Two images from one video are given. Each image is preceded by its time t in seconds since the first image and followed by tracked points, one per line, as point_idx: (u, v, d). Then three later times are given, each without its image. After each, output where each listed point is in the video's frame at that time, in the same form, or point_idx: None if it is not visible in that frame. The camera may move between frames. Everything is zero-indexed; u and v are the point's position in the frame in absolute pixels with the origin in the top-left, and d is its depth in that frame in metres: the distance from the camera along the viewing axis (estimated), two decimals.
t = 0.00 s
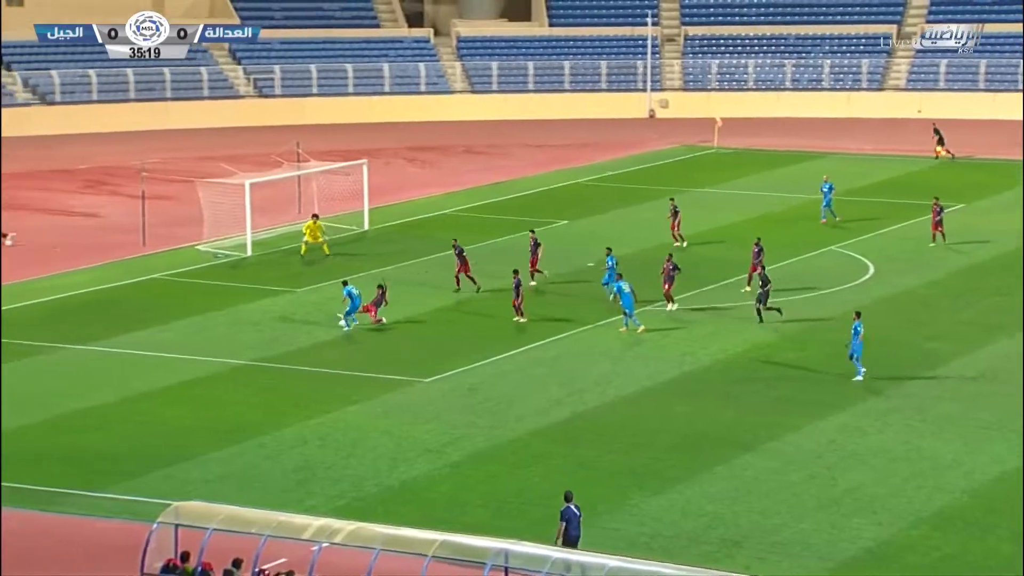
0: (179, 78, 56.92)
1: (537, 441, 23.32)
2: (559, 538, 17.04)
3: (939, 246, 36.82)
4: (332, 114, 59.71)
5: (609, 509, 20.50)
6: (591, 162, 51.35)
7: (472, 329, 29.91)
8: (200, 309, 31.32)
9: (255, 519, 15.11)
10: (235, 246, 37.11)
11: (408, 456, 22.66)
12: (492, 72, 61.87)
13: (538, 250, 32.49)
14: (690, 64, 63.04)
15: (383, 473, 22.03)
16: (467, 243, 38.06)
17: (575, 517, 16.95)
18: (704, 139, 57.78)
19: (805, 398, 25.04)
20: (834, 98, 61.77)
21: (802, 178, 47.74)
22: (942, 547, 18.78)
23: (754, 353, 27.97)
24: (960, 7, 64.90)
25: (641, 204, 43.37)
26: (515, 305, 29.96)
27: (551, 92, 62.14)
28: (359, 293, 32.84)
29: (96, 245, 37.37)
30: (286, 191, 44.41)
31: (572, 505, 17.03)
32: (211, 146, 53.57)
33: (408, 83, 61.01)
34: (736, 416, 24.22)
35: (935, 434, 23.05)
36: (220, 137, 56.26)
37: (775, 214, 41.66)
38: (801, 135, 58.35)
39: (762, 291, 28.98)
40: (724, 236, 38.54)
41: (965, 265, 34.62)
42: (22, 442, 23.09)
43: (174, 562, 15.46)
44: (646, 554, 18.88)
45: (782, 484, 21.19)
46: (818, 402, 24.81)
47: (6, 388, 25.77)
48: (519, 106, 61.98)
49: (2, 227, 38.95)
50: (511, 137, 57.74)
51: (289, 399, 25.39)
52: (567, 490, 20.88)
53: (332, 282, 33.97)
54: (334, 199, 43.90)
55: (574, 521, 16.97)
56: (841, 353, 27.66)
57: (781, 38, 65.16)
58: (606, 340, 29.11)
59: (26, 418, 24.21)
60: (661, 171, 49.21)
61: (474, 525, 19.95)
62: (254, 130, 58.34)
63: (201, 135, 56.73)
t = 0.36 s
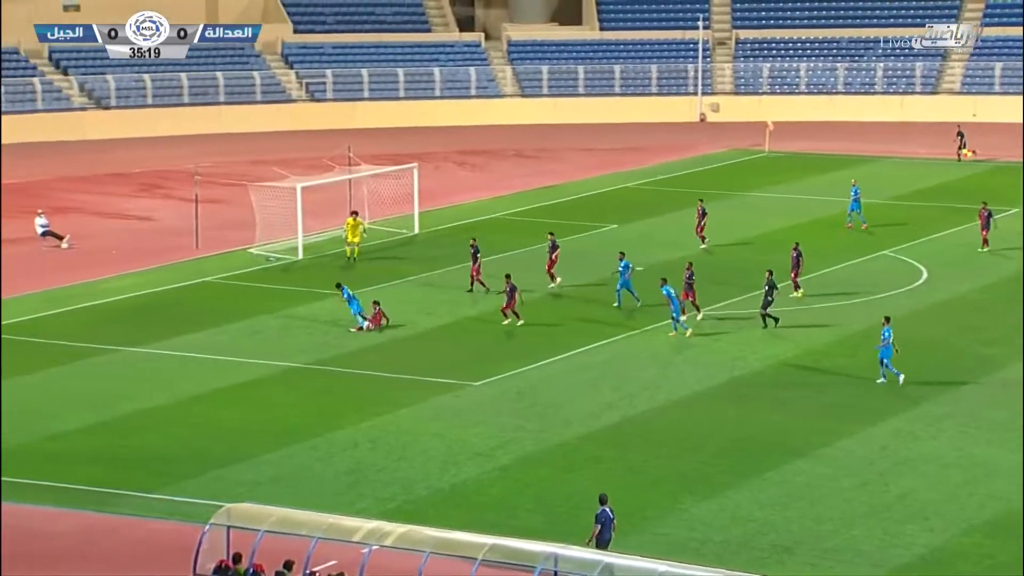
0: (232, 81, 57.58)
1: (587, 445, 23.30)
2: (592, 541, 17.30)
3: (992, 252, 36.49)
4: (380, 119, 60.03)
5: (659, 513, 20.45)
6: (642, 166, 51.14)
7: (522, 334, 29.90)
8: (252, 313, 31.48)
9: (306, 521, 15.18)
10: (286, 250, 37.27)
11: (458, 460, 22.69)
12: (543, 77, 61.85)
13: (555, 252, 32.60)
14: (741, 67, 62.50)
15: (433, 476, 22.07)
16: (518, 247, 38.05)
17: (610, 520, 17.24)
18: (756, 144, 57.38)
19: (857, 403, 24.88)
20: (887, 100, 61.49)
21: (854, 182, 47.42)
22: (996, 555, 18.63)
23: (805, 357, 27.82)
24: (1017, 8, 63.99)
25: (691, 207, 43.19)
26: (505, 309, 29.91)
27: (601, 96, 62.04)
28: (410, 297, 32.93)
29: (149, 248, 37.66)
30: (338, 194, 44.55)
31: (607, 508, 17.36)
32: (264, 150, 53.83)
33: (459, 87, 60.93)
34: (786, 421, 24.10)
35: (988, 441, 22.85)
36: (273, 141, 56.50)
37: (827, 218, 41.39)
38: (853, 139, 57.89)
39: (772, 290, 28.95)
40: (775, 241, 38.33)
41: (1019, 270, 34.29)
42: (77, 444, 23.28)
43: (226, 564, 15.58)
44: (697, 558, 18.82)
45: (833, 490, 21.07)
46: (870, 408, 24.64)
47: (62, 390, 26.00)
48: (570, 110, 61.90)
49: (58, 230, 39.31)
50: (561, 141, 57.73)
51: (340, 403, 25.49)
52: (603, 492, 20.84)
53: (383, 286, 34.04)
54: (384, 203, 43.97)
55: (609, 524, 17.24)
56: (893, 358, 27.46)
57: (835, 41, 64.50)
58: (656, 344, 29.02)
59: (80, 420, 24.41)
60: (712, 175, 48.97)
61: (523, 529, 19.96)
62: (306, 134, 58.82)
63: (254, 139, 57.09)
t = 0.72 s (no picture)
0: (276, 85, 57.77)
1: (629, 448, 23.24)
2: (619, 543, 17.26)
3: None
4: (424, 120, 60.15)
5: (702, 516, 20.36)
6: (685, 168, 51.11)
7: (563, 336, 29.90)
8: (295, 314, 31.61)
9: (348, 522, 15.23)
10: (329, 251, 37.40)
11: (500, 462, 22.69)
12: (585, 79, 61.72)
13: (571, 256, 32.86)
14: (784, 69, 62.27)
15: (475, 478, 22.07)
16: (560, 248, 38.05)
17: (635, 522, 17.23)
18: (799, 145, 57.24)
19: (901, 408, 24.71)
20: (931, 103, 61.06)
21: (899, 184, 47.16)
22: None
23: (849, 361, 27.67)
24: None
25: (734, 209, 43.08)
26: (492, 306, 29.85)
27: (643, 99, 61.74)
28: (451, 298, 33.00)
29: (193, 249, 37.86)
30: (379, 196, 44.71)
31: (633, 511, 17.36)
32: (307, 152, 54.11)
33: (501, 89, 61.01)
34: (830, 425, 23.96)
35: None
36: (317, 143, 56.72)
37: (870, 221, 41.17)
38: (896, 140, 57.70)
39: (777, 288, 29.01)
40: (818, 243, 38.17)
41: None
42: (122, 445, 23.43)
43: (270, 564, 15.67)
44: (739, 562, 18.74)
45: (877, 494, 20.93)
46: (914, 411, 24.47)
47: (107, 391, 26.18)
48: (611, 112, 61.74)
49: (102, 231, 39.65)
50: (603, 143, 57.71)
51: (382, 404, 25.56)
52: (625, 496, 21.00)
53: (424, 287, 34.14)
54: (426, 204, 44.06)
55: (635, 526, 17.25)
56: (938, 361, 27.27)
57: (880, 44, 64.08)
58: (698, 347, 28.94)
59: (125, 420, 24.58)
60: (754, 177, 48.88)
61: (565, 531, 19.94)
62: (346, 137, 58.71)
63: (297, 141, 57.32)
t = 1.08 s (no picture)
0: (304, 87, 57.95)
1: (655, 450, 23.21)
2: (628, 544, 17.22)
3: None
4: (452, 122, 60.07)
5: (728, 519, 20.32)
6: (711, 170, 51.09)
7: (589, 338, 29.87)
8: (320, 315, 31.68)
9: (374, 524, 15.27)
10: (355, 253, 37.47)
11: (525, 463, 22.69)
12: (611, 81, 61.60)
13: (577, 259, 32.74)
14: (811, 70, 61.88)
15: (500, 480, 22.08)
16: (587, 250, 38.04)
17: (643, 523, 17.16)
18: (826, 147, 57.06)
19: (928, 410, 24.60)
20: (961, 104, 60.74)
21: (927, 186, 47.00)
22: None
23: (876, 363, 27.58)
24: None
25: (761, 211, 43.00)
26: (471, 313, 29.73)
27: (670, 101, 61.63)
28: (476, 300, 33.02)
29: (220, 251, 37.98)
30: (406, 198, 44.80)
31: (639, 511, 17.26)
32: (334, 153, 54.26)
33: (527, 91, 61.13)
34: (856, 428, 23.88)
35: None
36: (344, 144, 56.84)
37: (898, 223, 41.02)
38: (923, 142, 57.48)
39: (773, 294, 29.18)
40: (845, 245, 38.06)
41: None
42: (149, 445, 23.53)
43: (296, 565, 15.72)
44: (765, 564, 18.69)
45: (904, 498, 20.85)
46: (942, 414, 24.37)
47: (134, 391, 26.30)
48: (638, 114, 61.53)
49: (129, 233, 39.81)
50: (630, 145, 57.65)
51: (408, 405, 25.60)
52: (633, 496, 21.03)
53: (450, 288, 34.17)
54: (453, 205, 44.09)
55: (641, 526, 17.17)
56: (965, 364, 27.15)
57: (907, 48, 63.84)
58: (724, 349, 28.87)
59: (152, 421, 24.68)
60: (782, 179, 48.86)
61: (591, 533, 19.92)
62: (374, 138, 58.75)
63: (323, 143, 57.36)
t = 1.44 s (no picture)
0: (320, 89, 58.03)
1: (671, 452, 23.18)
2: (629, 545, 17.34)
3: None
4: (469, 123, 60.09)
5: (744, 521, 20.29)
6: (728, 172, 51.01)
7: (604, 340, 29.83)
8: (336, 317, 31.71)
9: (391, 525, 15.27)
10: (370, 254, 37.49)
11: (541, 465, 22.69)
12: (628, 81, 61.77)
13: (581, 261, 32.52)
14: (828, 73, 61.71)
15: (516, 481, 22.08)
16: (602, 252, 38.01)
17: (646, 524, 17.29)
18: (843, 149, 56.89)
19: (945, 413, 24.53)
20: (979, 106, 60.31)
21: (944, 188, 46.83)
22: None
23: (892, 366, 27.50)
24: None
25: (777, 213, 42.92)
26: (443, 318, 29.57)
27: (687, 101, 61.56)
28: (492, 302, 33.01)
29: (237, 252, 38.07)
30: (421, 199, 44.79)
31: (642, 512, 17.41)
32: (349, 156, 54.23)
33: (543, 93, 61.29)
34: (873, 430, 23.82)
35: None
36: (360, 146, 56.85)
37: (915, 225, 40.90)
38: (941, 144, 57.27)
39: (770, 299, 29.23)
40: (862, 247, 37.95)
41: None
42: (166, 446, 23.58)
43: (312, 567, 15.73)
44: (782, 567, 18.66)
45: (921, 500, 20.79)
46: (958, 417, 24.29)
47: (151, 393, 26.37)
48: (653, 117, 61.56)
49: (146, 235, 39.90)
50: (646, 147, 57.60)
51: (424, 407, 25.61)
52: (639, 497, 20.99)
53: (465, 290, 34.16)
54: (469, 207, 44.07)
55: (644, 527, 17.30)
56: (983, 367, 27.05)
57: (925, 50, 63.65)
58: (740, 350, 28.82)
59: (169, 422, 24.73)
60: (799, 180, 48.79)
61: (607, 535, 19.91)
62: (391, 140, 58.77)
63: (339, 145, 57.34)
